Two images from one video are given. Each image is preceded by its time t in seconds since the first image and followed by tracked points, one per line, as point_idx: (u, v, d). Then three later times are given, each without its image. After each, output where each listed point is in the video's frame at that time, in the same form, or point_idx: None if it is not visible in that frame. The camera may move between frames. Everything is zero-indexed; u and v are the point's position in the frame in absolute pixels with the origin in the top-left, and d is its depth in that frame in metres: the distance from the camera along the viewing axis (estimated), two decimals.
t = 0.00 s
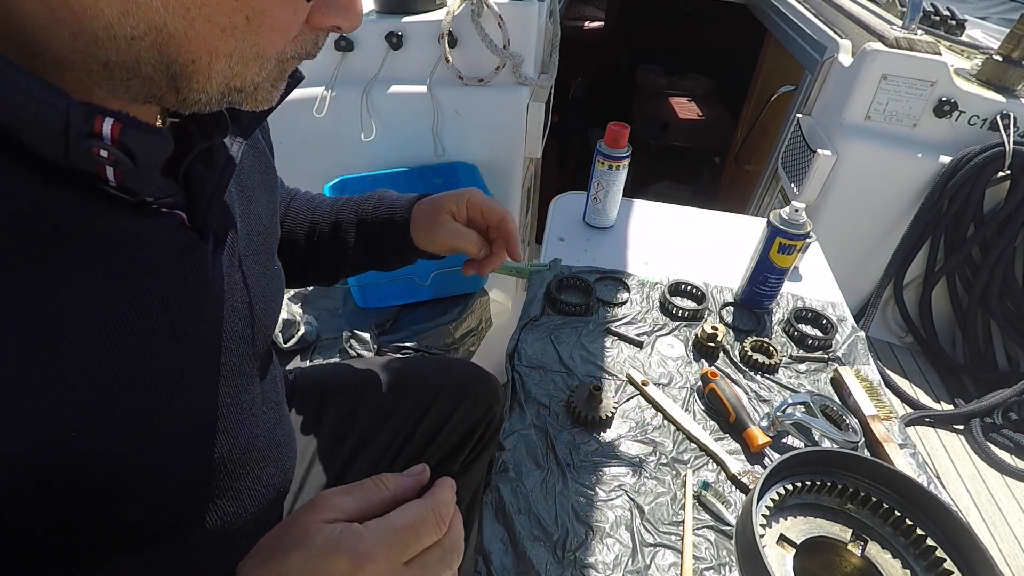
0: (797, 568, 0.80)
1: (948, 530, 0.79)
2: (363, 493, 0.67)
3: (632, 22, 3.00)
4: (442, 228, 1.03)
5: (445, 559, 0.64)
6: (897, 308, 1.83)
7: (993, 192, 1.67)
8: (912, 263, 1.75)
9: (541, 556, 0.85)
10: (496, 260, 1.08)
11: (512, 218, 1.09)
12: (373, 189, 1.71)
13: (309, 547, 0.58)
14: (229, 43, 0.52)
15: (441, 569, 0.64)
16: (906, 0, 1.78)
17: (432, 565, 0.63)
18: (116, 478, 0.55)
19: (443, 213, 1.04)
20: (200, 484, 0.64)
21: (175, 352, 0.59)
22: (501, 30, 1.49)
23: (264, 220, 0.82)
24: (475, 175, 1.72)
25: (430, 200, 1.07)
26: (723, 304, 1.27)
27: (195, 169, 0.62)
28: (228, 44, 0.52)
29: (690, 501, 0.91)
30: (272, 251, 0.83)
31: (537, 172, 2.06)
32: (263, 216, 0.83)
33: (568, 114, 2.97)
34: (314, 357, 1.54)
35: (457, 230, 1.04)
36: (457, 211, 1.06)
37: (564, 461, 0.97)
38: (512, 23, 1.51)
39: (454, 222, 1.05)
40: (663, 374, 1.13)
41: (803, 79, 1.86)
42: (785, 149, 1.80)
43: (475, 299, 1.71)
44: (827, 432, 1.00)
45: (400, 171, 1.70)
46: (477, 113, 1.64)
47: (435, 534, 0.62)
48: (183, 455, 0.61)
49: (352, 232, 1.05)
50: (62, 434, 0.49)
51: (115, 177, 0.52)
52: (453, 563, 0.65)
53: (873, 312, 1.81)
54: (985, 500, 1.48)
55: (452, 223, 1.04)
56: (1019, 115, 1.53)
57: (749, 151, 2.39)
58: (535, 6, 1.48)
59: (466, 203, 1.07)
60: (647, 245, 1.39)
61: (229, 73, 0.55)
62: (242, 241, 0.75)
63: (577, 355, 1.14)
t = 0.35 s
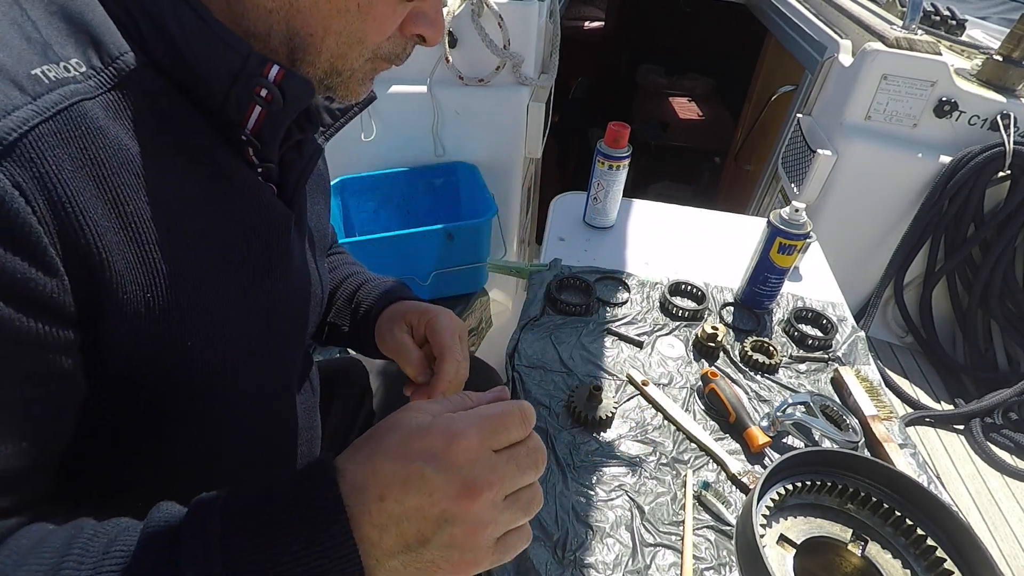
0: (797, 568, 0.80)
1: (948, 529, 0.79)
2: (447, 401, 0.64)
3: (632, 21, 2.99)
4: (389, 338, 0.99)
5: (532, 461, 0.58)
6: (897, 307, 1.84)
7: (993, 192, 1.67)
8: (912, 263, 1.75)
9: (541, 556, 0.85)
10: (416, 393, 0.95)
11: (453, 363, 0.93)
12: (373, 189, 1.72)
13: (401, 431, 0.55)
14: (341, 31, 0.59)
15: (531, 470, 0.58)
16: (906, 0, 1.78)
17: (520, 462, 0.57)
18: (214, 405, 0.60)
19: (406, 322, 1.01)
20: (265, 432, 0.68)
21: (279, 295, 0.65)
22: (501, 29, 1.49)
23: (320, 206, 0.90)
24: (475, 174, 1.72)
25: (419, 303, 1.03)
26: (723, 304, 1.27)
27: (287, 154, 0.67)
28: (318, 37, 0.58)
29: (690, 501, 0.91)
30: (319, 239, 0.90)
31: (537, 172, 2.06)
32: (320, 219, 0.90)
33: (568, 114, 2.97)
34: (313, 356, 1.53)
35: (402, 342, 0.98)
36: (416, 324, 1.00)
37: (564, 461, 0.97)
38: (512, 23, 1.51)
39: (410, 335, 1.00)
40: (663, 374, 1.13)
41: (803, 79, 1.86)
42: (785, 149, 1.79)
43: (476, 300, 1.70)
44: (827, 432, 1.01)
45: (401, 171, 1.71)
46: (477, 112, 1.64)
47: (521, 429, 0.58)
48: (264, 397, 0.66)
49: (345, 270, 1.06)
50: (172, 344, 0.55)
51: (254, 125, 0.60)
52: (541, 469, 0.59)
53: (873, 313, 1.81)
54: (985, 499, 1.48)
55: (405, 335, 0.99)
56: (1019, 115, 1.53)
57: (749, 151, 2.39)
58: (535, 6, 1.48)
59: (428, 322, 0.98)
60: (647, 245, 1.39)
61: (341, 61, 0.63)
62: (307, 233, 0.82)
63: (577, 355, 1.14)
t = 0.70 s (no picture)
0: (797, 568, 0.80)
1: (948, 529, 0.79)
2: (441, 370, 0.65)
3: (632, 21, 2.99)
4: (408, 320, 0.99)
5: (523, 428, 0.59)
6: (897, 307, 1.84)
7: (993, 192, 1.67)
8: (912, 263, 1.75)
9: (541, 556, 0.85)
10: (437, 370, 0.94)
11: (473, 339, 0.93)
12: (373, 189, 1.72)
13: (399, 397, 0.57)
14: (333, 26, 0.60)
15: (521, 436, 0.58)
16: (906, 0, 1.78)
17: (511, 428, 0.58)
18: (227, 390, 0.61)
19: (422, 304, 1.01)
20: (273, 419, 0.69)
21: (290, 281, 0.67)
22: (501, 29, 1.49)
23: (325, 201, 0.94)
24: (475, 174, 1.72)
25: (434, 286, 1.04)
26: (723, 304, 1.27)
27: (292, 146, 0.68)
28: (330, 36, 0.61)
29: (690, 501, 0.91)
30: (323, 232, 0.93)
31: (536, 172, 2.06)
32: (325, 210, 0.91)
33: (568, 114, 2.97)
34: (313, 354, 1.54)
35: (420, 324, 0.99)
36: (430, 306, 1.00)
37: (564, 461, 0.97)
38: (512, 23, 1.51)
39: (427, 316, 1.00)
40: (663, 374, 1.13)
41: (803, 79, 1.86)
42: (785, 149, 1.79)
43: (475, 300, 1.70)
44: (827, 432, 1.01)
45: (401, 171, 1.71)
46: (477, 112, 1.64)
47: (513, 397, 0.59)
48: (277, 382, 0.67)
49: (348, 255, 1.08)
50: (182, 322, 0.55)
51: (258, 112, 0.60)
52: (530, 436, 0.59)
53: (873, 312, 1.81)
54: (985, 499, 1.48)
55: (422, 316, 0.99)
56: (1019, 115, 1.53)
57: (749, 151, 2.39)
58: (535, 5, 1.48)
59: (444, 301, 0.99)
60: (647, 245, 1.39)
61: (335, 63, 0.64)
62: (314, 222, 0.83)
63: (577, 355, 1.14)
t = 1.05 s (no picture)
0: (797, 568, 0.80)
1: (948, 529, 0.79)
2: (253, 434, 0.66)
3: (632, 21, 2.99)
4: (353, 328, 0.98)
5: (331, 503, 0.63)
6: (898, 307, 1.84)
7: (993, 192, 1.67)
8: (912, 263, 1.75)
9: (541, 556, 0.85)
10: (373, 386, 0.93)
11: (410, 358, 0.92)
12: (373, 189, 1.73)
13: (195, 477, 0.59)
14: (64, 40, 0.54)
15: (327, 512, 0.63)
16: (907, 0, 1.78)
17: (318, 507, 0.62)
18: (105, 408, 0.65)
19: (367, 311, 0.99)
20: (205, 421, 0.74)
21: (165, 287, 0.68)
22: (501, 30, 1.49)
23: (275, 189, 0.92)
24: (475, 175, 1.72)
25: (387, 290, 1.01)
26: (723, 304, 1.27)
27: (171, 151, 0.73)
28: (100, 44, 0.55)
29: (690, 501, 0.91)
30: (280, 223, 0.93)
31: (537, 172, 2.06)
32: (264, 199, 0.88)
33: (568, 114, 2.98)
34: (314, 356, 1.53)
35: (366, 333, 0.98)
36: (376, 313, 0.98)
37: (564, 461, 0.97)
38: (512, 23, 1.51)
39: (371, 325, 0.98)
40: (663, 374, 1.13)
41: (803, 78, 1.86)
42: (785, 149, 1.80)
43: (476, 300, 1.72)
44: (827, 432, 1.01)
45: (400, 172, 1.71)
46: (476, 112, 1.64)
47: (324, 475, 0.63)
48: (174, 394, 0.70)
49: (309, 243, 1.06)
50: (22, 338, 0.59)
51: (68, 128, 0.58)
52: (340, 509, 0.64)
53: (873, 312, 1.81)
54: (985, 500, 1.48)
55: (366, 324, 0.98)
56: (1020, 115, 1.53)
57: (749, 151, 2.40)
58: (535, 5, 1.48)
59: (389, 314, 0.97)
60: (647, 245, 1.39)
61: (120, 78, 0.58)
62: (240, 214, 0.82)
63: (577, 355, 1.14)
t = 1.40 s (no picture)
0: (797, 568, 0.80)
1: (948, 529, 0.79)
2: None
3: (632, 21, 3.00)
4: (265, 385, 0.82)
5: None
6: (897, 308, 1.84)
7: (993, 192, 1.67)
8: (912, 263, 1.75)
9: (541, 556, 0.85)
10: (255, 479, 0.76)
11: (287, 465, 0.73)
12: (373, 189, 1.74)
13: None
14: None
15: None
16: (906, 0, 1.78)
17: None
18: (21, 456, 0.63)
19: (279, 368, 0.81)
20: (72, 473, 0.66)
21: None
22: (501, 30, 1.49)
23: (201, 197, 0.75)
24: (474, 175, 1.72)
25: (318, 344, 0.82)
26: (724, 304, 1.27)
27: None
28: None
29: (690, 501, 0.91)
30: (215, 235, 0.78)
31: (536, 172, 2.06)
32: (170, 216, 0.71)
33: (567, 115, 2.98)
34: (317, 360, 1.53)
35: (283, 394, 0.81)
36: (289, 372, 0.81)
37: (564, 461, 0.97)
38: (512, 23, 1.51)
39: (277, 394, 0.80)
40: (663, 374, 1.13)
41: (803, 79, 1.87)
42: (785, 149, 1.80)
43: (475, 300, 1.72)
44: (827, 432, 1.01)
45: (400, 172, 1.72)
46: (476, 113, 1.64)
47: None
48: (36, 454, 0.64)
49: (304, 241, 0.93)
50: None
51: None
52: None
53: (873, 313, 1.81)
54: (985, 500, 1.48)
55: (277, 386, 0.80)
56: (1020, 115, 1.53)
57: (749, 151, 2.40)
58: (535, 6, 1.48)
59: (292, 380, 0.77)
60: (647, 245, 1.39)
61: None
62: (110, 252, 0.66)
63: (577, 355, 1.14)
